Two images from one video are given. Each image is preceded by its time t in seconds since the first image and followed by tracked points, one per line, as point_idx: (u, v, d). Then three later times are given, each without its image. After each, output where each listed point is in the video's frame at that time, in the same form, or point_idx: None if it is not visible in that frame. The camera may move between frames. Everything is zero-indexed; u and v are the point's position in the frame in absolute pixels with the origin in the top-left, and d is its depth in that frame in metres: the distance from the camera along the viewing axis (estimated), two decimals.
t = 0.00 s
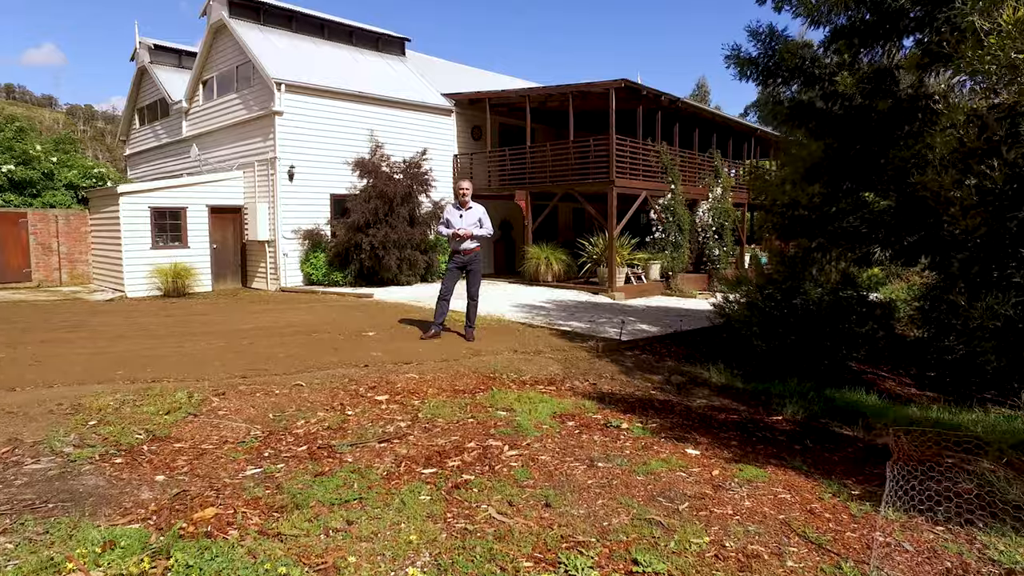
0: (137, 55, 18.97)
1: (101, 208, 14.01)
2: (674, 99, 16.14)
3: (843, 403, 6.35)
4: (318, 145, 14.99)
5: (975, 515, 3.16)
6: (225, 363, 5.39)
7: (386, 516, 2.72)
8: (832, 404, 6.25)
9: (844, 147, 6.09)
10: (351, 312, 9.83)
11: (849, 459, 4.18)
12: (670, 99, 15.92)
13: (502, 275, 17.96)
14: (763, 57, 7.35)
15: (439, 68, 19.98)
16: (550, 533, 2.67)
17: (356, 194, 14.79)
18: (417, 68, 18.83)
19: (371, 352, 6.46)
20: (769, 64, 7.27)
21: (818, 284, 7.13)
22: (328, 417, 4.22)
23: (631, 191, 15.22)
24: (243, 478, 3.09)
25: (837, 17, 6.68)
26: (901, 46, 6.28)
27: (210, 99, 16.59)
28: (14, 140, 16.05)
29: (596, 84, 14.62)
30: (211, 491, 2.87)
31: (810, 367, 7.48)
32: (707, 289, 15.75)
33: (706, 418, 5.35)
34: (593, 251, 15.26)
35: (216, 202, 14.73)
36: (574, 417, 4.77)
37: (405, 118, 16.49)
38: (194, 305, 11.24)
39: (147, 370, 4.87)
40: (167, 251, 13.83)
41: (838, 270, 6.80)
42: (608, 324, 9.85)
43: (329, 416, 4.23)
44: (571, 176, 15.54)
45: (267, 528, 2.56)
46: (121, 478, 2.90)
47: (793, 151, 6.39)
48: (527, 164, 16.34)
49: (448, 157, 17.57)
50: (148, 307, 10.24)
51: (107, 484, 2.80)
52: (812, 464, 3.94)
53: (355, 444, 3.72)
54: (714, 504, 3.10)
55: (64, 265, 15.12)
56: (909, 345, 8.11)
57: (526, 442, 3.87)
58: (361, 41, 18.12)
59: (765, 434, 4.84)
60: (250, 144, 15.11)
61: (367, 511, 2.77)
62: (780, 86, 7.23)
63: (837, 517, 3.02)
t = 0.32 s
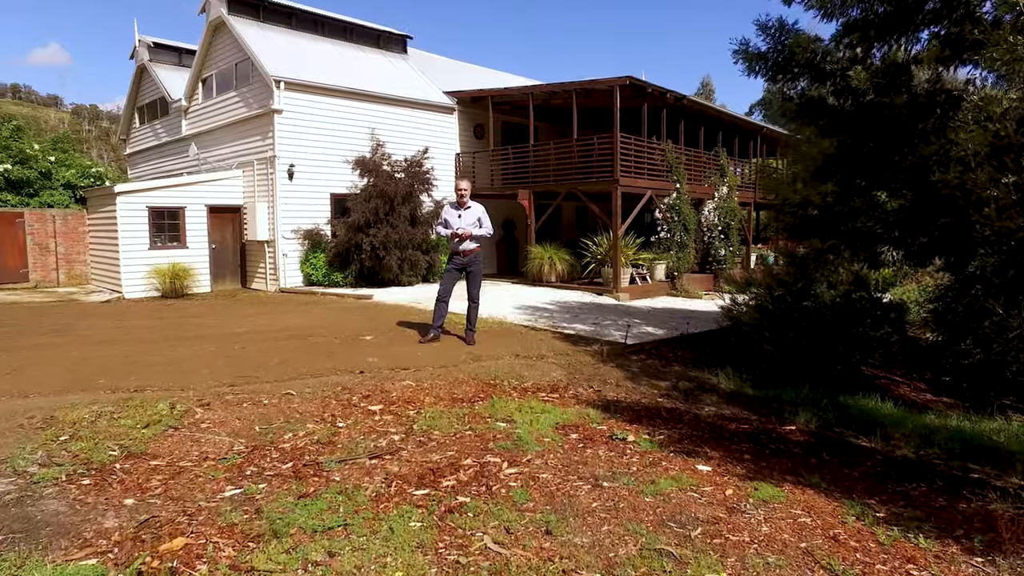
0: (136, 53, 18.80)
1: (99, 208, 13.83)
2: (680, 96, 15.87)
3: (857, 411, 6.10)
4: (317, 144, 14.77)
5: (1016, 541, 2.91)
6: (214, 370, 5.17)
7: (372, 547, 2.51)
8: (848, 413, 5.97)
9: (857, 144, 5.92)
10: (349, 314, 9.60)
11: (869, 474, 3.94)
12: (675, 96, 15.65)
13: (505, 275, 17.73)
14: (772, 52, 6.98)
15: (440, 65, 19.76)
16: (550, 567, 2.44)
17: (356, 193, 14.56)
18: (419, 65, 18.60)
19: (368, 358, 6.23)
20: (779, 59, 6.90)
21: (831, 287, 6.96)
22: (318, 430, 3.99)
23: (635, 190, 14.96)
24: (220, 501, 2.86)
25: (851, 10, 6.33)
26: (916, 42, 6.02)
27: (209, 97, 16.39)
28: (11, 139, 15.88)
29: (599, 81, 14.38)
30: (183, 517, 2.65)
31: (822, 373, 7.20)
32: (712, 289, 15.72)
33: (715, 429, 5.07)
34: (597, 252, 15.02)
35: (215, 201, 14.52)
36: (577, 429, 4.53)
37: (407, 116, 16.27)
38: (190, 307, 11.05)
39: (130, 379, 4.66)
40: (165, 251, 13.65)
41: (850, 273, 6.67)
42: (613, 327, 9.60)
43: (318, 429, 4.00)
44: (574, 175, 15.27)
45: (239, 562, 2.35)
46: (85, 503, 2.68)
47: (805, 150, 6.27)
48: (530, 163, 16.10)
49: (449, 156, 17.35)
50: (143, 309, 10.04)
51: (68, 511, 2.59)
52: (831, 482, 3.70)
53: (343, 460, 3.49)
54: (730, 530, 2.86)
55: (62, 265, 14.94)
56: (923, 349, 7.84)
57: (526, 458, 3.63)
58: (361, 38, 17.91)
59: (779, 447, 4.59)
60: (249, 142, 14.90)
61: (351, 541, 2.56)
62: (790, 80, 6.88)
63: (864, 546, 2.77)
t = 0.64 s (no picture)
0: (144, 53, 18.75)
1: (105, 208, 13.76)
2: (691, 94, 15.59)
3: (880, 419, 5.84)
4: (324, 144, 14.62)
5: None
6: (211, 378, 4.99)
7: None
8: (870, 423, 5.70)
9: (877, 141, 5.62)
10: (354, 317, 9.42)
11: (898, 492, 3.69)
12: (687, 94, 15.37)
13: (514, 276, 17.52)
14: (788, 47, 6.67)
15: (449, 64, 19.57)
16: None
17: (363, 193, 14.39)
18: (427, 64, 18.42)
19: (370, 364, 6.04)
20: (795, 54, 6.61)
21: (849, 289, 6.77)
22: (313, 443, 3.80)
23: (646, 189, 14.71)
24: (204, 524, 2.67)
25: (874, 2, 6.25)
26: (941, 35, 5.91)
27: (216, 97, 16.29)
28: (18, 139, 15.85)
29: (609, 79, 14.14)
30: (161, 544, 2.47)
31: (841, 381, 6.89)
32: (725, 289, 15.56)
33: (732, 441, 4.83)
34: (607, 252, 14.79)
35: (221, 202, 14.40)
36: (586, 441, 4.32)
37: (414, 116, 16.08)
38: (195, 308, 10.94)
39: (121, 388, 4.49)
40: (171, 251, 13.54)
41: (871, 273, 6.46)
42: (623, 330, 9.37)
43: (314, 442, 3.81)
44: (584, 175, 15.04)
45: None
46: (57, 529, 2.51)
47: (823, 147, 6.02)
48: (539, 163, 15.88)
49: (457, 155, 17.15)
50: (146, 311, 9.91)
51: (38, 539, 2.42)
52: (858, 501, 3.46)
53: (338, 477, 3.29)
54: (752, 560, 2.64)
55: (68, 265, 14.88)
56: (946, 354, 7.54)
57: (532, 476, 3.42)
58: (369, 37, 17.75)
59: (800, 460, 4.36)
60: (255, 142, 14.78)
61: (341, 572, 2.37)
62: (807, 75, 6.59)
63: None
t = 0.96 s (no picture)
0: (152, 53, 18.72)
1: (111, 208, 13.71)
2: (703, 91, 15.33)
3: (901, 427, 5.60)
4: (330, 143, 14.49)
5: None
6: (208, 383, 4.84)
7: None
8: (891, 431, 5.46)
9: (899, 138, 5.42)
10: (360, 318, 9.26)
11: (928, 509, 3.48)
12: (698, 91, 15.12)
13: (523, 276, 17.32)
14: (804, 42, 6.43)
15: (457, 63, 19.41)
16: None
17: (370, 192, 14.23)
18: (435, 62, 18.27)
19: (373, 368, 5.87)
20: (811, 49, 6.38)
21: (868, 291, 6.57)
22: (310, 454, 3.62)
23: (656, 188, 14.47)
24: (186, 546, 2.51)
25: None
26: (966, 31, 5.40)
27: (222, 96, 16.20)
28: (26, 139, 15.84)
29: (618, 76, 13.91)
30: (137, 570, 2.31)
31: (861, 386, 6.63)
32: (735, 291, 15.38)
33: (748, 451, 4.61)
34: (616, 252, 14.56)
35: (227, 201, 14.29)
36: (596, 451, 4.13)
37: (422, 115, 15.94)
38: (199, 309, 10.83)
39: (114, 394, 4.34)
40: (176, 251, 13.46)
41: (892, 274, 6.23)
42: (634, 332, 9.15)
43: (311, 453, 3.63)
44: (593, 174, 14.84)
45: None
46: (27, 552, 2.38)
47: (840, 146, 5.83)
48: (548, 162, 15.68)
49: (465, 154, 16.98)
50: (149, 312, 9.81)
51: (8, 565, 2.29)
52: (886, 519, 3.26)
53: (333, 492, 3.11)
54: None
55: (75, 265, 14.84)
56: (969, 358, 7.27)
57: (539, 492, 3.23)
58: (376, 35, 17.60)
59: (820, 471, 4.15)
60: (262, 142, 14.66)
61: None
62: (826, 69, 6.37)
63: None
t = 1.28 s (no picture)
0: (156, 53, 18.62)
1: (114, 208, 13.59)
2: (712, 90, 15.06)
3: (927, 438, 5.34)
4: (334, 142, 14.31)
5: None
6: (202, 392, 4.65)
7: None
8: (916, 442, 5.19)
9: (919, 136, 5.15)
10: (363, 321, 9.07)
11: (964, 533, 3.25)
12: (707, 89, 14.86)
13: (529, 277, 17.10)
14: (820, 36, 6.17)
15: (463, 61, 19.22)
16: None
17: (375, 192, 14.02)
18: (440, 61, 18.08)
19: (374, 375, 5.66)
20: (827, 44, 6.12)
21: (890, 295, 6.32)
22: (303, 471, 3.41)
23: (666, 188, 14.21)
24: None
25: None
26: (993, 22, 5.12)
27: (226, 95, 16.06)
28: (30, 140, 15.75)
29: (627, 74, 13.68)
30: None
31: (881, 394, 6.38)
32: (745, 291, 15.31)
33: (766, 464, 4.37)
34: (625, 253, 14.32)
35: (231, 201, 14.14)
36: (607, 467, 3.91)
37: (427, 114, 15.75)
38: (200, 311, 10.67)
39: (101, 404, 4.15)
40: (179, 252, 13.33)
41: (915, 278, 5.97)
42: (643, 336, 8.92)
43: (305, 470, 3.43)
44: (601, 173, 14.60)
45: None
46: None
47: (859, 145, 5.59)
48: (555, 161, 15.45)
49: (472, 154, 16.79)
50: (150, 315, 9.65)
51: None
52: (919, 545, 3.03)
53: (326, 515, 2.90)
54: None
55: (79, 266, 14.72)
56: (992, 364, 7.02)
57: (546, 515, 3.02)
58: (381, 34, 17.43)
59: (844, 489, 3.92)
60: (266, 141, 14.51)
61: None
62: (843, 63, 6.09)
63: None
